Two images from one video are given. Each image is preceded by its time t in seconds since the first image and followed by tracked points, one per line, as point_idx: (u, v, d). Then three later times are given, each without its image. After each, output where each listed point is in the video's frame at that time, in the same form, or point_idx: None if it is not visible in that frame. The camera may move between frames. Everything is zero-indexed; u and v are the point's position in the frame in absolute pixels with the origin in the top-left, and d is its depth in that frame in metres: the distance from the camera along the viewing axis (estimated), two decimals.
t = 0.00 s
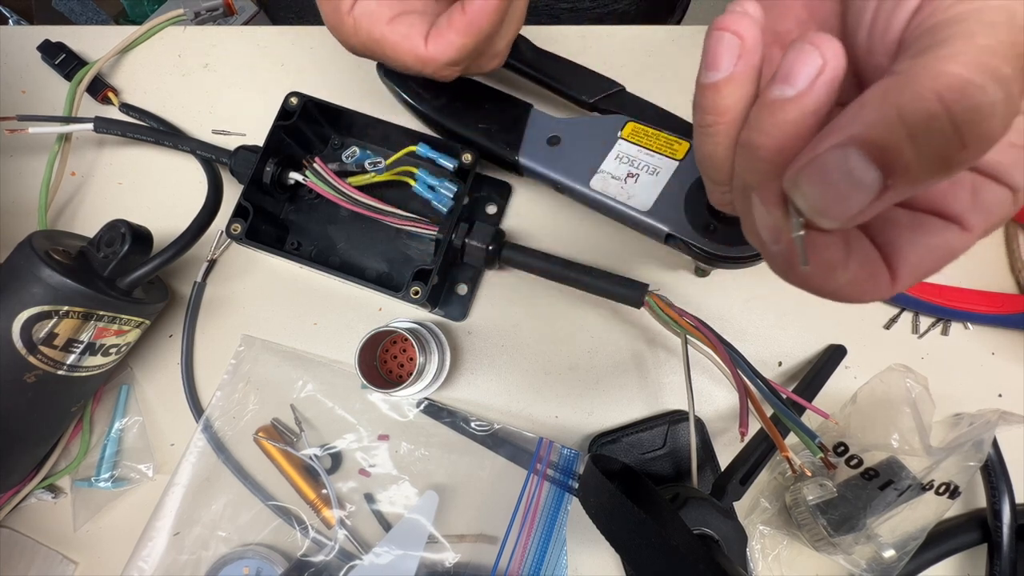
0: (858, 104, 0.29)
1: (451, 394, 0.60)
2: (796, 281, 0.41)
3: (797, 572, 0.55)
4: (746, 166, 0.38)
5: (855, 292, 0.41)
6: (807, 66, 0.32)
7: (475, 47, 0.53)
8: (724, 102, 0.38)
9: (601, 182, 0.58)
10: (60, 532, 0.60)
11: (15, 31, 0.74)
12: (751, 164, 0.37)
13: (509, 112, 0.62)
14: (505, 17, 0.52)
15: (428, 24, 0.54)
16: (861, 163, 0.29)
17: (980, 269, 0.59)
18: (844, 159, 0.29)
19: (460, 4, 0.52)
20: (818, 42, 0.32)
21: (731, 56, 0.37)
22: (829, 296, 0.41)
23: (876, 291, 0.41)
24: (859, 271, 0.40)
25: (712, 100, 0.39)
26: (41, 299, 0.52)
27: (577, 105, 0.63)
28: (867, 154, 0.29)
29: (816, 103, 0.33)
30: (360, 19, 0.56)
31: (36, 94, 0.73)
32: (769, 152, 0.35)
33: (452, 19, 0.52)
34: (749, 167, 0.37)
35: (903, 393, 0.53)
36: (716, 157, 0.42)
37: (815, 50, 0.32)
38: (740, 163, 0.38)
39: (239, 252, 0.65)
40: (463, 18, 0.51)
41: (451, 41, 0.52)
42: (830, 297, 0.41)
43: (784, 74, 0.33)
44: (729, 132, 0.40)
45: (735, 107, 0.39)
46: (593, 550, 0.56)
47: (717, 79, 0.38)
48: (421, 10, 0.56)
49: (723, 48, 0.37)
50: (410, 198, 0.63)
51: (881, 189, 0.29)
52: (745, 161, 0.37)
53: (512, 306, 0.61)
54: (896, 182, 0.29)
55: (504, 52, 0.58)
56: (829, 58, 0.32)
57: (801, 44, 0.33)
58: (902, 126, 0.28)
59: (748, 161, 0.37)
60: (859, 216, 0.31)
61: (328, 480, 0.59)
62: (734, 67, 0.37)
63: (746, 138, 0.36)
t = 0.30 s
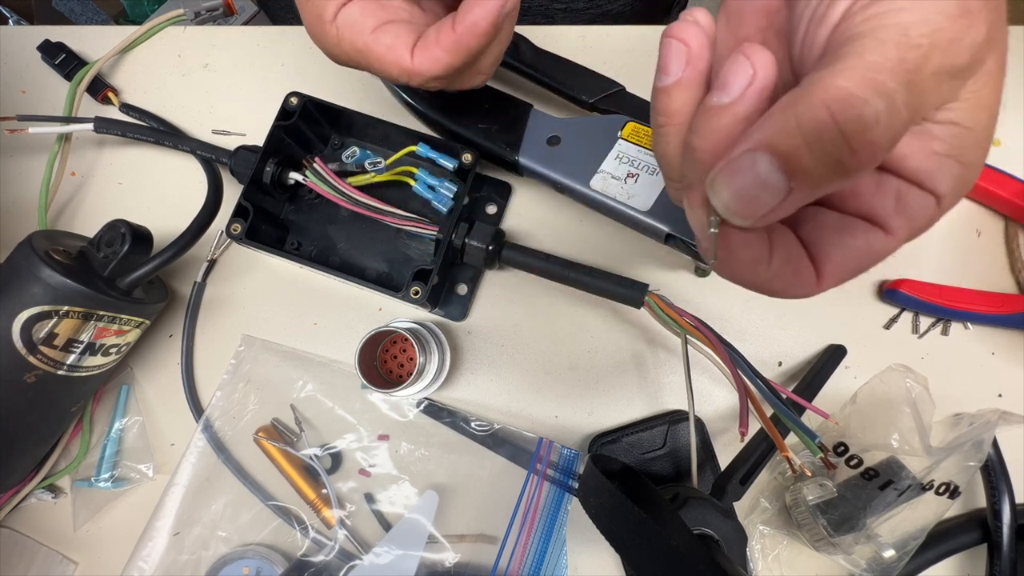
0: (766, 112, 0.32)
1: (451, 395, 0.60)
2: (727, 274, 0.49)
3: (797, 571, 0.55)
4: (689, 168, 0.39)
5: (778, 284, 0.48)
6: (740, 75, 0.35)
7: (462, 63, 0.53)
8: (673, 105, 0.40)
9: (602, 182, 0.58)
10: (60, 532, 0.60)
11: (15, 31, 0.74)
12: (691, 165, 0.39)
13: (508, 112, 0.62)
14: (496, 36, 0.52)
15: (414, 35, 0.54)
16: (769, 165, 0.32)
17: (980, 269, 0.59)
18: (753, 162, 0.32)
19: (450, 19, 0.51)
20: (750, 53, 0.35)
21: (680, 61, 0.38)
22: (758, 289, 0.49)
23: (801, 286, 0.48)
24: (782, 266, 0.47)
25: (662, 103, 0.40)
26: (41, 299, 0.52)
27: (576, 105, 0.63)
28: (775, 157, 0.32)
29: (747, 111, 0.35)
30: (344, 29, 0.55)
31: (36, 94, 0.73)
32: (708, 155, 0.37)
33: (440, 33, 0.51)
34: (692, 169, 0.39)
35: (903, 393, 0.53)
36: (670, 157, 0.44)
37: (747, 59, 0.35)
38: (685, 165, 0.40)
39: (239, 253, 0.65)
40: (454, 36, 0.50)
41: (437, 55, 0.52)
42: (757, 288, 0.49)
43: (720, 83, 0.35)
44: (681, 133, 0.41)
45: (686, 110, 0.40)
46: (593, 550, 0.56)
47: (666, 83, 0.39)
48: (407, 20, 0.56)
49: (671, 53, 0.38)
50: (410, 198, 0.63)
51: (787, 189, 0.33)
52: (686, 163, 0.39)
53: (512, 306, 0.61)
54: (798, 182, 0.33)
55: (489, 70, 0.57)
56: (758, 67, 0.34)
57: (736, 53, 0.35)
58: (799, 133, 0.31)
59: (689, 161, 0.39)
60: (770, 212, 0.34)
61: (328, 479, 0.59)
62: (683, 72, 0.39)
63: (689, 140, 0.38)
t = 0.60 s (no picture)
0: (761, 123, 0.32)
1: (451, 394, 0.60)
2: (709, 275, 0.49)
3: (797, 571, 0.55)
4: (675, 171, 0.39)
5: (757, 287, 0.49)
6: (723, 82, 0.34)
7: (464, 74, 0.54)
8: (660, 107, 0.40)
9: (602, 181, 0.58)
10: (60, 532, 0.60)
11: (15, 31, 0.75)
12: (678, 169, 0.39)
13: (508, 112, 0.62)
14: (500, 53, 0.53)
15: (416, 43, 0.54)
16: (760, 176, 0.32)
17: (980, 270, 0.59)
18: (746, 172, 0.33)
19: (456, 32, 0.52)
20: (734, 61, 0.34)
21: (668, 64, 0.38)
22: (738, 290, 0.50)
23: (776, 290, 0.49)
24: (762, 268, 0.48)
25: (649, 103, 0.40)
26: (41, 299, 0.52)
27: (576, 105, 0.63)
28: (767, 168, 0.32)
29: (729, 118, 0.35)
30: (342, 34, 0.56)
31: (36, 94, 0.73)
32: (690, 159, 0.37)
33: (446, 45, 0.52)
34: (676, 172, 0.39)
35: (903, 393, 0.53)
36: (653, 158, 0.44)
37: (732, 67, 0.34)
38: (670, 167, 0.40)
39: (239, 252, 0.65)
40: (460, 44, 0.51)
41: (440, 64, 0.53)
42: (736, 290, 0.49)
43: (704, 89, 0.35)
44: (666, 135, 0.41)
45: (671, 112, 0.40)
46: (593, 550, 0.56)
47: (654, 84, 0.39)
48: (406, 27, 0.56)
49: (660, 56, 0.38)
50: (410, 198, 0.63)
51: (777, 199, 0.34)
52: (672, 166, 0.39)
53: (512, 306, 0.61)
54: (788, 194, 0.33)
55: (484, 79, 0.57)
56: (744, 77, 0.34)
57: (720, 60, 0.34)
58: (791, 147, 0.31)
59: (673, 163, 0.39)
60: (758, 219, 0.35)
61: (328, 480, 0.59)
62: (670, 75, 0.38)
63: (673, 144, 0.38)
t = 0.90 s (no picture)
0: (798, 99, 0.30)
1: (451, 395, 0.60)
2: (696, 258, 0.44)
3: (797, 571, 0.55)
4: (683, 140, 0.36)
5: (744, 275, 0.45)
6: (746, 49, 0.34)
7: (456, 77, 0.54)
8: (668, 65, 0.39)
9: (601, 181, 0.58)
10: (60, 532, 0.60)
11: (15, 31, 0.75)
12: (687, 139, 0.35)
13: (508, 112, 0.62)
14: (494, 57, 0.53)
15: (408, 45, 0.54)
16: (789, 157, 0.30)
17: (980, 270, 0.59)
18: (776, 151, 0.30)
19: (449, 35, 0.52)
20: (762, 29, 0.34)
21: (687, 21, 0.38)
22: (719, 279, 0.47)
23: (760, 282, 0.47)
24: (750, 258, 0.44)
25: (659, 61, 0.39)
26: (41, 299, 0.52)
27: (576, 105, 0.63)
28: (798, 150, 0.30)
29: (749, 84, 0.34)
30: (333, 37, 0.55)
31: (36, 94, 0.73)
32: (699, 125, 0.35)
33: (439, 48, 0.52)
34: (682, 142, 0.36)
35: (903, 393, 0.53)
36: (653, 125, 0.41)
37: (758, 33, 0.34)
38: (671, 137, 0.36)
39: (239, 252, 0.65)
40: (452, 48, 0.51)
41: (433, 68, 0.53)
42: (721, 276, 0.45)
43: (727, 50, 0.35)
44: (667, 99, 0.40)
45: (677, 77, 0.39)
46: (593, 550, 0.56)
47: (668, 40, 0.39)
48: (398, 29, 0.56)
49: (681, 11, 0.38)
50: (410, 198, 0.63)
51: (799, 185, 0.32)
52: (678, 136, 0.36)
53: (512, 306, 0.61)
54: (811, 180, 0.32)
55: (477, 81, 0.57)
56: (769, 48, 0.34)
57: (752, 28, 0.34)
58: (829, 125, 0.29)
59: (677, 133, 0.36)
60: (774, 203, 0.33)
61: (328, 480, 0.59)
62: (687, 32, 0.38)
63: (682, 106, 0.35)
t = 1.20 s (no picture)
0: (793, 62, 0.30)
1: (451, 395, 0.60)
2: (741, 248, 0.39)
3: (797, 571, 0.55)
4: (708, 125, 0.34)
5: (806, 262, 0.40)
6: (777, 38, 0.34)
7: (455, 79, 0.54)
8: (699, 66, 0.39)
9: (601, 181, 0.58)
10: (60, 532, 0.60)
11: (15, 31, 0.75)
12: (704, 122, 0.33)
13: (508, 112, 0.62)
14: (492, 59, 0.53)
15: (407, 49, 0.54)
16: (800, 118, 0.28)
17: (980, 269, 0.59)
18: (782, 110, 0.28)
19: (447, 38, 0.52)
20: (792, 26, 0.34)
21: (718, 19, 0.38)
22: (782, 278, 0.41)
23: (830, 266, 0.40)
24: (812, 241, 0.39)
25: (688, 62, 0.39)
26: (41, 299, 0.52)
27: (576, 105, 0.63)
28: (803, 107, 0.28)
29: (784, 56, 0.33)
30: (335, 39, 0.56)
31: (36, 94, 0.73)
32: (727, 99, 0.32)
33: (437, 51, 0.52)
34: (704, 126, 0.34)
35: (903, 393, 0.53)
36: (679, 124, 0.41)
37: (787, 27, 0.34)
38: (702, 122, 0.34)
39: (239, 252, 0.65)
40: (451, 50, 0.51)
41: (432, 71, 0.53)
42: (777, 267, 0.40)
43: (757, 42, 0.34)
44: (700, 95, 0.39)
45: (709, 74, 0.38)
46: (593, 550, 0.56)
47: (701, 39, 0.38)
48: (399, 33, 0.56)
49: (711, 13, 0.38)
50: (410, 198, 0.63)
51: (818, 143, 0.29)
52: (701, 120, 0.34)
53: (512, 305, 0.61)
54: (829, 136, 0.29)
55: (478, 83, 0.57)
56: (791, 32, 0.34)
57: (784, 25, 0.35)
58: (830, 81, 0.28)
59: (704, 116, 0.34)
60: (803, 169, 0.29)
61: (328, 480, 0.59)
62: (719, 32, 0.38)
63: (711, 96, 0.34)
